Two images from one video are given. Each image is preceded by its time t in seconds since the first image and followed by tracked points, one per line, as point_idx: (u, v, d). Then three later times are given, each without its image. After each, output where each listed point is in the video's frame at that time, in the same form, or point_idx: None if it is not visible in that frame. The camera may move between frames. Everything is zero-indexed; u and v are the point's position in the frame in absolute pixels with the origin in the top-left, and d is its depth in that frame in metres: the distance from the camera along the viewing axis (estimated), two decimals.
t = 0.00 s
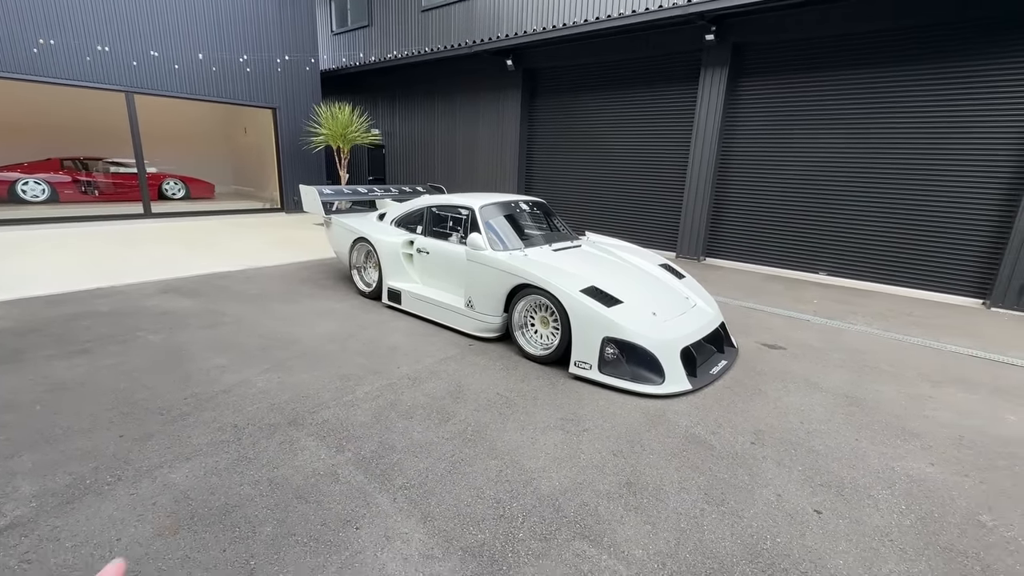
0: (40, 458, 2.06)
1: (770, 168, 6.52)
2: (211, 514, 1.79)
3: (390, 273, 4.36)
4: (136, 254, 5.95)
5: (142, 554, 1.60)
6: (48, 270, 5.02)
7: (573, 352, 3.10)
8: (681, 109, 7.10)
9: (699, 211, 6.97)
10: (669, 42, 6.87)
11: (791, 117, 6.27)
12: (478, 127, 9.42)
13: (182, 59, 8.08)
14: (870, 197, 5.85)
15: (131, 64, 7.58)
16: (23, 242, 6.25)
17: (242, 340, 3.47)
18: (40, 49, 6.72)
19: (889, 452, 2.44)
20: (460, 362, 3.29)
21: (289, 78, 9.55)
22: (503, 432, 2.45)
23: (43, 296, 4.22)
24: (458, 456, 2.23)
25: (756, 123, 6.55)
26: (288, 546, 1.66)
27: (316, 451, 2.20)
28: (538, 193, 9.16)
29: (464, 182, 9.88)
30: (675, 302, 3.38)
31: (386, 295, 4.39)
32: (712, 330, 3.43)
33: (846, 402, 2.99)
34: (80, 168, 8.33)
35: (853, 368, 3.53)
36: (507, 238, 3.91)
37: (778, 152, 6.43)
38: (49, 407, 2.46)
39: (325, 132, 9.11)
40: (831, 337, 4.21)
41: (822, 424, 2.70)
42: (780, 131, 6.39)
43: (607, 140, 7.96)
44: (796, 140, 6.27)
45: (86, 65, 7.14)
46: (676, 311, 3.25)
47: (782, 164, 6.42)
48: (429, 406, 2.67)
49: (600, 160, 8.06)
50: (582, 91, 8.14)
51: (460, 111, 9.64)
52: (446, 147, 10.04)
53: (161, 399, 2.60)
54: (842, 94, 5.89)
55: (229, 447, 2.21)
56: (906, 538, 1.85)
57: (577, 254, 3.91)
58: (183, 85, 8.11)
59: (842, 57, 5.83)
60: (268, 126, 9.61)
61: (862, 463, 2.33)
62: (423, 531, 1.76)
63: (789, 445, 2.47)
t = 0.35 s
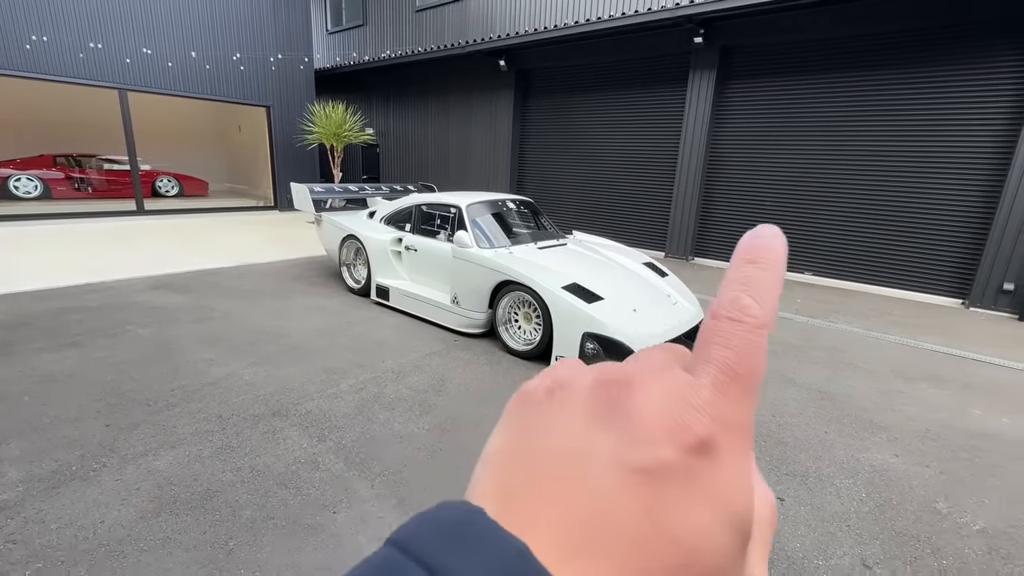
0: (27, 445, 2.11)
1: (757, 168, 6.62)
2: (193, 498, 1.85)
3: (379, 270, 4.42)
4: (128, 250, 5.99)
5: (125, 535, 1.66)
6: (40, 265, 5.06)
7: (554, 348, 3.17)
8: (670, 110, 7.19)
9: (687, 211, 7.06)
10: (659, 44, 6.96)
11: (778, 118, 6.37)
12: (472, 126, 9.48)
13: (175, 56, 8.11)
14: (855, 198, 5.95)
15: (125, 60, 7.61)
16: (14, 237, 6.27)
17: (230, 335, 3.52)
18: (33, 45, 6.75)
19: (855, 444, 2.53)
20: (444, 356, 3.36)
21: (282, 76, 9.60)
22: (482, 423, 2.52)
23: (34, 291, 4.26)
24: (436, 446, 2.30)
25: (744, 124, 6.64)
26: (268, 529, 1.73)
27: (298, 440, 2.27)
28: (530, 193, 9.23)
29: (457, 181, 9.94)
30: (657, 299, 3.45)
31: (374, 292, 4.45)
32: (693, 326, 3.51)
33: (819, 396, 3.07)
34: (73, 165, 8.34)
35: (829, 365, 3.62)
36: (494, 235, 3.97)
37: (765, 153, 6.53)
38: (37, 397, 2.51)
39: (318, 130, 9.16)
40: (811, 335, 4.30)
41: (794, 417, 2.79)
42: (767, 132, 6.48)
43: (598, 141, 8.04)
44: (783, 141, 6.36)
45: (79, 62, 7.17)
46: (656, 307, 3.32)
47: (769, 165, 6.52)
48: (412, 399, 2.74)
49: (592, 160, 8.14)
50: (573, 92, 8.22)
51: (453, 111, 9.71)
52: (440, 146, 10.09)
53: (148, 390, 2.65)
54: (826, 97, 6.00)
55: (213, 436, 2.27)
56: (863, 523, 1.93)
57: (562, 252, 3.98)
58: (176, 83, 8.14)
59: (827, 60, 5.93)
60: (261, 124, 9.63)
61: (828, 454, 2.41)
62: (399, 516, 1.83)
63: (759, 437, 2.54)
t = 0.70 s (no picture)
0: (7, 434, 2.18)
1: (740, 169, 6.72)
2: (165, 483, 1.92)
3: (362, 268, 4.49)
4: (118, 249, 6.06)
5: (97, 517, 1.73)
6: (29, 264, 5.12)
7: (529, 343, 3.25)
8: (656, 111, 7.28)
9: (673, 211, 7.16)
10: (644, 46, 7.06)
11: (761, 119, 6.47)
12: (462, 127, 9.57)
13: (166, 58, 8.18)
14: (835, 198, 6.06)
15: (116, 61, 7.68)
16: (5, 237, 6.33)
17: (213, 331, 3.59)
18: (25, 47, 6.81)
19: (815, 434, 2.61)
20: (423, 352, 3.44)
21: (274, 77, 9.68)
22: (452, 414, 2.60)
23: (22, 288, 4.33)
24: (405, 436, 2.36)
25: (728, 125, 6.74)
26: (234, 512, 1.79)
27: (272, 430, 2.34)
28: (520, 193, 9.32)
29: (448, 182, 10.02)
30: (632, 296, 3.52)
31: (358, 290, 4.52)
32: (667, 322, 3.58)
33: (786, 390, 3.16)
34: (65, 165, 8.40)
35: (800, 360, 3.70)
36: (474, 234, 4.04)
37: (748, 153, 6.63)
38: (19, 390, 2.58)
39: (310, 131, 9.23)
40: (786, 332, 4.38)
41: (758, 409, 2.87)
42: (750, 133, 6.58)
43: (586, 142, 8.13)
44: (766, 142, 6.47)
45: (70, 63, 7.24)
46: (630, 303, 3.39)
47: (752, 165, 6.62)
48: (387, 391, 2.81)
49: (580, 160, 8.24)
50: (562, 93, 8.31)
51: (444, 112, 9.79)
52: (431, 147, 10.18)
53: (129, 383, 2.73)
54: (807, 98, 6.10)
55: (188, 426, 2.33)
56: (811, 507, 2.02)
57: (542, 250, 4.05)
58: (168, 83, 8.21)
59: (808, 63, 6.04)
60: (253, 125, 9.70)
61: (786, 443, 2.50)
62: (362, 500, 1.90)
63: (722, 427, 2.63)
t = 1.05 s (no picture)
0: None
1: (726, 172, 6.81)
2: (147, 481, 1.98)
3: (350, 271, 4.55)
4: (110, 254, 6.10)
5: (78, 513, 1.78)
6: (20, 269, 5.16)
7: (511, 342, 3.31)
8: (644, 115, 7.38)
9: (660, 214, 7.24)
10: (631, 51, 7.15)
11: (745, 123, 6.57)
12: (453, 131, 9.64)
13: (158, 64, 8.23)
14: (818, 200, 6.16)
15: (108, 68, 7.73)
16: None
17: (201, 333, 3.64)
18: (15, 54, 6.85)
19: (786, 429, 2.68)
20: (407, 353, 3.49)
21: (267, 82, 9.73)
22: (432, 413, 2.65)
23: (12, 293, 4.37)
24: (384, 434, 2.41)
25: (713, 129, 6.83)
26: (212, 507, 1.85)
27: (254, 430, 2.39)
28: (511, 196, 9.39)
29: (440, 186, 10.08)
30: (613, 295, 3.58)
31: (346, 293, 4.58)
32: (648, 322, 3.64)
33: (762, 387, 3.22)
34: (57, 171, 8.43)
35: (779, 358, 3.77)
36: (460, 236, 4.10)
37: (734, 157, 6.72)
38: (5, 392, 2.62)
39: (303, 136, 9.29)
40: (768, 331, 4.45)
41: (733, 405, 2.94)
42: (735, 137, 6.67)
43: (576, 145, 8.22)
44: (750, 145, 6.56)
45: (61, 70, 7.28)
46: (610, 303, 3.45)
47: (737, 168, 6.71)
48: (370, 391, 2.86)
49: (570, 164, 8.33)
50: (552, 97, 8.40)
51: (436, 116, 9.86)
52: (423, 151, 10.24)
53: (115, 384, 2.77)
54: (790, 102, 6.20)
55: (172, 425, 2.38)
56: (775, 498, 2.08)
57: (527, 252, 4.12)
58: (160, 89, 8.26)
59: (790, 68, 6.15)
60: (245, 130, 9.75)
61: (758, 438, 2.56)
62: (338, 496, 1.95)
63: (697, 424, 2.69)
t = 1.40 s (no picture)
0: None
1: (724, 172, 6.83)
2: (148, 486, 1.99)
3: (350, 275, 4.56)
4: (111, 262, 6.12)
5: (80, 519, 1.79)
6: (21, 278, 5.18)
7: (510, 345, 3.33)
8: (641, 117, 7.40)
9: (659, 215, 7.26)
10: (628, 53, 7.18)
11: (742, 124, 6.60)
12: (452, 135, 9.68)
13: (157, 72, 8.27)
14: (816, 200, 6.18)
15: (107, 77, 7.77)
16: None
17: (201, 339, 3.66)
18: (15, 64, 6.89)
19: (786, 428, 2.68)
20: (407, 356, 3.50)
21: (266, 89, 9.78)
22: (432, 416, 2.66)
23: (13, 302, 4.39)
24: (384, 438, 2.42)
25: (710, 130, 6.86)
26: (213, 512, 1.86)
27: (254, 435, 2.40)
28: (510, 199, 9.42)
29: (439, 190, 10.11)
30: (612, 297, 3.59)
31: (346, 297, 4.60)
32: (647, 323, 3.65)
33: (762, 387, 3.23)
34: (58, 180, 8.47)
35: (779, 358, 3.78)
36: (458, 240, 4.11)
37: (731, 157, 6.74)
38: (7, 400, 2.63)
39: (302, 142, 9.33)
40: (767, 331, 4.46)
41: (733, 405, 2.94)
42: (733, 138, 6.70)
43: (574, 148, 8.25)
44: (748, 146, 6.58)
45: (61, 79, 7.33)
46: (610, 304, 3.46)
47: (734, 169, 6.74)
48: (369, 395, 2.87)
49: (568, 166, 8.36)
50: (549, 100, 8.44)
51: (434, 121, 9.90)
52: (421, 156, 10.27)
53: (116, 391, 2.79)
54: (786, 103, 6.23)
55: (172, 432, 2.39)
56: (774, 497, 2.09)
57: (525, 255, 4.13)
58: (159, 98, 8.32)
59: (786, 69, 6.18)
60: (245, 137, 9.79)
61: (757, 438, 2.57)
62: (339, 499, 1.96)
63: (696, 424, 2.70)
